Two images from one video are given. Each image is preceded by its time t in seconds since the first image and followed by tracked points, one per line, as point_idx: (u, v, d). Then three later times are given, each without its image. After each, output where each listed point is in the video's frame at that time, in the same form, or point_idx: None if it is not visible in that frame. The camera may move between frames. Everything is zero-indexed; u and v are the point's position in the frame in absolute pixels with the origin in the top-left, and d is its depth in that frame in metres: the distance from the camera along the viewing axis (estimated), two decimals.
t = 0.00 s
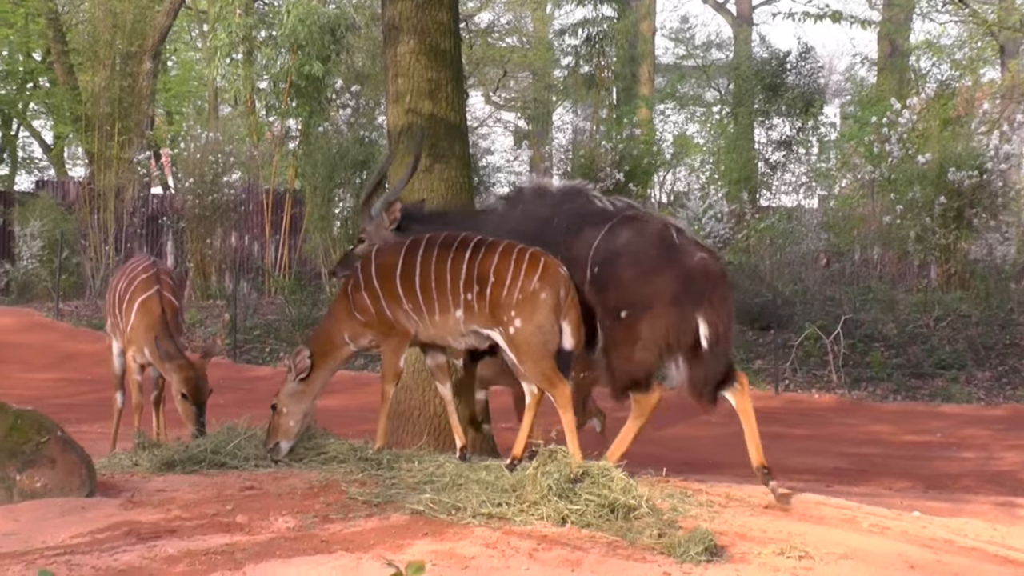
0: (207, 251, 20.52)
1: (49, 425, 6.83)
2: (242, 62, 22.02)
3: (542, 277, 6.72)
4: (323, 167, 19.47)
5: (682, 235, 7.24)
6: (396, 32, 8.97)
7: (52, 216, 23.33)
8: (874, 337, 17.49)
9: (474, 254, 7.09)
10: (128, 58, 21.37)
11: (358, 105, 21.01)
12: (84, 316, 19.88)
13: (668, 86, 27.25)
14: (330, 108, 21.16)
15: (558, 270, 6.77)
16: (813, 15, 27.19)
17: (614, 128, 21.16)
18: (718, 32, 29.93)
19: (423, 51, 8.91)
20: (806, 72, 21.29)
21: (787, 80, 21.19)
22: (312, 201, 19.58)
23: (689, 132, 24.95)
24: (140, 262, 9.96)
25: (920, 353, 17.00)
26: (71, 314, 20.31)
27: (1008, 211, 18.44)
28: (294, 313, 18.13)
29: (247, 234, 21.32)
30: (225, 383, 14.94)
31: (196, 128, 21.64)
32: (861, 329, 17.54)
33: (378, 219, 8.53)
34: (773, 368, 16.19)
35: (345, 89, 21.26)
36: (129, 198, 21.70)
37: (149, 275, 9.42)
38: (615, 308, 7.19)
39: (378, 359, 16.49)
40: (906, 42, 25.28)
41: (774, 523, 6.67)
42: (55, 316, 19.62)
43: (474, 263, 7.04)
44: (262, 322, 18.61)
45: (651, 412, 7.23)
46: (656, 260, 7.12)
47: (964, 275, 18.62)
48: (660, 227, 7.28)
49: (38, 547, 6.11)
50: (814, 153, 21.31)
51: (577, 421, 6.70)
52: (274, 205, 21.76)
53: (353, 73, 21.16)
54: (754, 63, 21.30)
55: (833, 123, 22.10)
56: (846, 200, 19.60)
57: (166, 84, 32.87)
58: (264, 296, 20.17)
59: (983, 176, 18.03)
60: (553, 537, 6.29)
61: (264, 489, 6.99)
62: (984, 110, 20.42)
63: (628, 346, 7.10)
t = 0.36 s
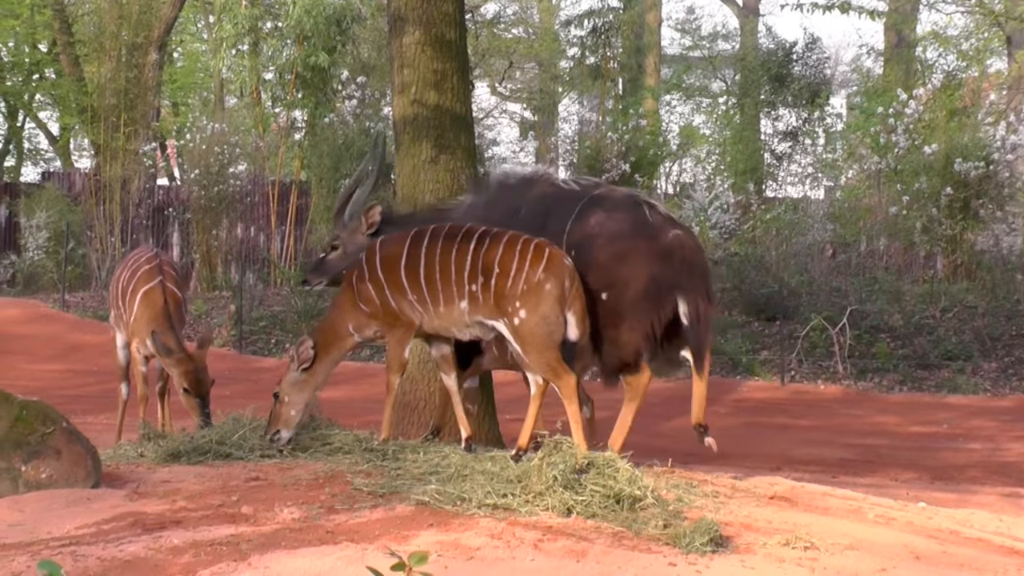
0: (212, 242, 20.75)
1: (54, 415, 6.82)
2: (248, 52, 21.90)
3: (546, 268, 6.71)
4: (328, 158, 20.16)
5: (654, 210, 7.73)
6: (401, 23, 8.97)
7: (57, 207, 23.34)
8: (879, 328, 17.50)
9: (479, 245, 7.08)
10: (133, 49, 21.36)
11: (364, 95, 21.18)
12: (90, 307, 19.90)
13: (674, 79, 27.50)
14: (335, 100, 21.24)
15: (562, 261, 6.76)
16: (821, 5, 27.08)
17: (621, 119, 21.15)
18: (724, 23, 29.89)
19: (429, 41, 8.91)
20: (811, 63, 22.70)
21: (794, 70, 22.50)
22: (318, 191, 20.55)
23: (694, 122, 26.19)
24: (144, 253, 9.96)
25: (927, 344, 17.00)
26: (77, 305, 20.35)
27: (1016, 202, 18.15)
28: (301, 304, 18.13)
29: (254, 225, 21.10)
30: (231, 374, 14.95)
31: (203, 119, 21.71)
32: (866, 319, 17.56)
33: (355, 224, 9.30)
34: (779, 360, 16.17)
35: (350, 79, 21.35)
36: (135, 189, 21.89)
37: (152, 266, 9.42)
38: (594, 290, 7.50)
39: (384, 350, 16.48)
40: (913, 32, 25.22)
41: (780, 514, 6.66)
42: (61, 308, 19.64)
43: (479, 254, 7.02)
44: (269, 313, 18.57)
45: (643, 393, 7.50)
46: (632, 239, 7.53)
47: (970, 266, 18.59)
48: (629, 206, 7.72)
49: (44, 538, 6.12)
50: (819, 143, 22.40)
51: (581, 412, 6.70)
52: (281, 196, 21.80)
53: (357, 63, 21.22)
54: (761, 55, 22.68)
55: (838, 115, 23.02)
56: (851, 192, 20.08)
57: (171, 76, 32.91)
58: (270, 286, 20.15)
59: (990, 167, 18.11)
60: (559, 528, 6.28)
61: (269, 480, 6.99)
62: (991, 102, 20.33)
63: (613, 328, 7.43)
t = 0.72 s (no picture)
0: (218, 231, 20.71)
1: (60, 404, 6.83)
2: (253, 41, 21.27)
3: (553, 256, 6.73)
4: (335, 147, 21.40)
5: (635, 194, 7.96)
6: (406, 12, 8.97)
7: (63, 197, 23.38)
8: (885, 316, 17.47)
9: (485, 232, 7.09)
10: (139, 39, 21.45)
11: (369, 84, 22.91)
12: (96, 295, 19.94)
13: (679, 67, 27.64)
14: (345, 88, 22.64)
15: (569, 249, 6.80)
16: None
17: (626, 108, 21.35)
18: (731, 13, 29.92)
19: (433, 29, 8.91)
20: (816, 51, 22.73)
21: (799, 59, 22.62)
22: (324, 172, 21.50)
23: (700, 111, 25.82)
24: (147, 242, 9.97)
25: (932, 332, 16.90)
26: (83, 293, 20.39)
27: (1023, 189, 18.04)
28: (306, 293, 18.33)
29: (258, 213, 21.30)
30: (236, 363, 14.97)
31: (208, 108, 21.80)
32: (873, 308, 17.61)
33: (325, 213, 8.76)
34: (785, 347, 16.07)
35: (355, 69, 22.86)
36: (140, 177, 21.70)
37: (157, 254, 9.42)
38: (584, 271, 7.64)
39: (389, 339, 16.46)
40: (919, 21, 25.23)
41: (785, 503, 6.65)
42: (67, 296, 19.68)
43: (486, 242, 7.03)
44: (274, 302, 18.65)
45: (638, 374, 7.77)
46: (619, 223, 7.72)
47: (975, 255, 18.81)
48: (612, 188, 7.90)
49: (50, 526, 6.13)
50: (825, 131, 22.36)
51: (588, 399, 6.73)
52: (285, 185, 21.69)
53: (363, 53, 22.79)
54: (766, 43, 22.80)
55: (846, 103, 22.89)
56: (858, 181, 20.34)
57: (176, 65, 32.96)
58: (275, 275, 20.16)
59: (996, 155, 17.91)
60: (564, 516, 6.29)
61: (275, 468, 6.99)
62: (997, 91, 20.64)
63: (605, 311, 7.60)
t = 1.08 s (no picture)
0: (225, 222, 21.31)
1: (69, 394, 6.83)
2: (261, 32, 20.01)
3: (563, 247, 6.72)
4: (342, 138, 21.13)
5: (631, 184, 7.99)
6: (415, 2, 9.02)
7: (72, 186, 23.42)
8: (894, 306, 17.49)
9: (496, 223, 7.08)
10: (147, 29, 21.46)
11: (377, 75, 23.04)
12: (104, 286, 19.98)
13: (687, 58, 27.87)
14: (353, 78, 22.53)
15: (579, 240, 6.78)
16: None
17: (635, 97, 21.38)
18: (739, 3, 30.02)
19: (442, 20, 8.96)
20: (825, 41, 22.59)
21: (806, 49, 22.40)
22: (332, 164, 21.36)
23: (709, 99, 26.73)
24: (157, 232, 9.97)
25: (942, 322, 16.87)
26: (91, 284, 20.43)
27: None
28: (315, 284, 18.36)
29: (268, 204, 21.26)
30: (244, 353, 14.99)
31: (217, 99, 21.96)
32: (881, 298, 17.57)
33: (314, 185, 9.04)
34: (793, 337, 16.07)
35: (364, 59, 22.95)
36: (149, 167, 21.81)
37: (168, 244, 9.45)
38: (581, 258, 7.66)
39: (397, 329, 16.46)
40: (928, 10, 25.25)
41: (794, 493, 6.65)
42: (76, 287, 19.72)
43: (496, 231, 7.02)
44: (282, 292, 18.68)
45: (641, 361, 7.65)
46: (615, 213, 7.72)
47: (984, 244, 18.86)
48: (608, 178, 7.93)
49: (59, 516, 6.14)
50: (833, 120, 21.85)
51: (597, 389, 6.73)
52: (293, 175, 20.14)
53: (372, 44, 22.87)
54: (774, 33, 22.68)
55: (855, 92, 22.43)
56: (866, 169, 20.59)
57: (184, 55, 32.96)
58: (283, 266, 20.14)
59: (1006, 145, 18.40)
60: (574, 506, 6.29)
61: (283, 459, 6.99)
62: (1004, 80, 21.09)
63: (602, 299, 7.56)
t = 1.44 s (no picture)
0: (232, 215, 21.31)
1: (76, 387, 6.83)
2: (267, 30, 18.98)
3: (570, 241, 6.70)
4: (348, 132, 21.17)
5: (633, 176, 7.96)
6: None
7: (79, 179, 23.49)
8: (901, 300, 17.35)
9: (502, 216, 7.07)
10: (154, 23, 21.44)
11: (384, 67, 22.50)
12: (111, 279, 20.04)
13: (693, 51, 27.96)
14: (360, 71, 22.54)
15: (586, 233, 6.76)
16: None
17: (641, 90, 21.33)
18: None
19: (449, 13, 8.98)
20: (833, 34, 23.20)
21: (815, 42, 23.12)
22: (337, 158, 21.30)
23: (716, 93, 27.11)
24: (164, 226, 9.97)
25: (948, 315, 16.74)
26: (98, 277, 20.47)
27: None
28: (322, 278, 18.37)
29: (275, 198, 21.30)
30: (251, 347, 15.04)
31: (224, 93, 22.01)
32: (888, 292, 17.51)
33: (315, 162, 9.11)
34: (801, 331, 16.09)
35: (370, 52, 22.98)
36: (155, 160, 21.95)
37: (174, 238, 9.46)
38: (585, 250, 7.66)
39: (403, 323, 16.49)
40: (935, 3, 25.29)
41: (801, 486, 6.65)
42: (83, 280, 19.77)
43: (503, 225, 7.02)
44: (289, 285, 18.70)
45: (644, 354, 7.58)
46: (616, 206, 7.73)
47: (993, 238, 19.10)
48: (609, 171, 7.92)
49: (66, 509, 6.15)
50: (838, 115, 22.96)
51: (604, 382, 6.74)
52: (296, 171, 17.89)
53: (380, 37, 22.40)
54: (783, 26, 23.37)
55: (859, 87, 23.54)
56: (872, 162, 20.69)
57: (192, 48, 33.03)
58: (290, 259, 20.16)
59: (1012, 139, 18.60)
60: (580, 500, 6.29)
61: (290, 452, 6.99)
62: (1013, 70, 20.92)
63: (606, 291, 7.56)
